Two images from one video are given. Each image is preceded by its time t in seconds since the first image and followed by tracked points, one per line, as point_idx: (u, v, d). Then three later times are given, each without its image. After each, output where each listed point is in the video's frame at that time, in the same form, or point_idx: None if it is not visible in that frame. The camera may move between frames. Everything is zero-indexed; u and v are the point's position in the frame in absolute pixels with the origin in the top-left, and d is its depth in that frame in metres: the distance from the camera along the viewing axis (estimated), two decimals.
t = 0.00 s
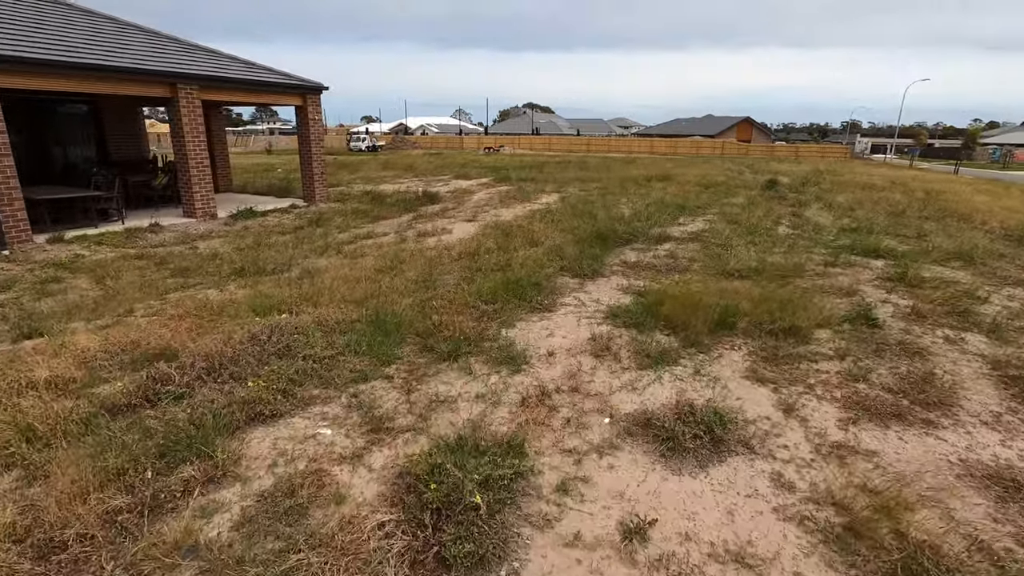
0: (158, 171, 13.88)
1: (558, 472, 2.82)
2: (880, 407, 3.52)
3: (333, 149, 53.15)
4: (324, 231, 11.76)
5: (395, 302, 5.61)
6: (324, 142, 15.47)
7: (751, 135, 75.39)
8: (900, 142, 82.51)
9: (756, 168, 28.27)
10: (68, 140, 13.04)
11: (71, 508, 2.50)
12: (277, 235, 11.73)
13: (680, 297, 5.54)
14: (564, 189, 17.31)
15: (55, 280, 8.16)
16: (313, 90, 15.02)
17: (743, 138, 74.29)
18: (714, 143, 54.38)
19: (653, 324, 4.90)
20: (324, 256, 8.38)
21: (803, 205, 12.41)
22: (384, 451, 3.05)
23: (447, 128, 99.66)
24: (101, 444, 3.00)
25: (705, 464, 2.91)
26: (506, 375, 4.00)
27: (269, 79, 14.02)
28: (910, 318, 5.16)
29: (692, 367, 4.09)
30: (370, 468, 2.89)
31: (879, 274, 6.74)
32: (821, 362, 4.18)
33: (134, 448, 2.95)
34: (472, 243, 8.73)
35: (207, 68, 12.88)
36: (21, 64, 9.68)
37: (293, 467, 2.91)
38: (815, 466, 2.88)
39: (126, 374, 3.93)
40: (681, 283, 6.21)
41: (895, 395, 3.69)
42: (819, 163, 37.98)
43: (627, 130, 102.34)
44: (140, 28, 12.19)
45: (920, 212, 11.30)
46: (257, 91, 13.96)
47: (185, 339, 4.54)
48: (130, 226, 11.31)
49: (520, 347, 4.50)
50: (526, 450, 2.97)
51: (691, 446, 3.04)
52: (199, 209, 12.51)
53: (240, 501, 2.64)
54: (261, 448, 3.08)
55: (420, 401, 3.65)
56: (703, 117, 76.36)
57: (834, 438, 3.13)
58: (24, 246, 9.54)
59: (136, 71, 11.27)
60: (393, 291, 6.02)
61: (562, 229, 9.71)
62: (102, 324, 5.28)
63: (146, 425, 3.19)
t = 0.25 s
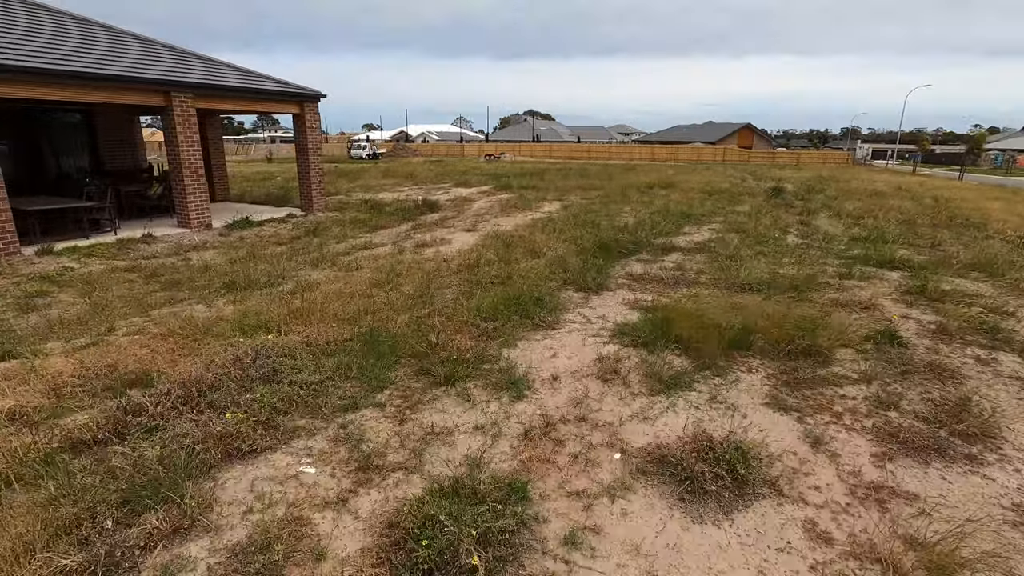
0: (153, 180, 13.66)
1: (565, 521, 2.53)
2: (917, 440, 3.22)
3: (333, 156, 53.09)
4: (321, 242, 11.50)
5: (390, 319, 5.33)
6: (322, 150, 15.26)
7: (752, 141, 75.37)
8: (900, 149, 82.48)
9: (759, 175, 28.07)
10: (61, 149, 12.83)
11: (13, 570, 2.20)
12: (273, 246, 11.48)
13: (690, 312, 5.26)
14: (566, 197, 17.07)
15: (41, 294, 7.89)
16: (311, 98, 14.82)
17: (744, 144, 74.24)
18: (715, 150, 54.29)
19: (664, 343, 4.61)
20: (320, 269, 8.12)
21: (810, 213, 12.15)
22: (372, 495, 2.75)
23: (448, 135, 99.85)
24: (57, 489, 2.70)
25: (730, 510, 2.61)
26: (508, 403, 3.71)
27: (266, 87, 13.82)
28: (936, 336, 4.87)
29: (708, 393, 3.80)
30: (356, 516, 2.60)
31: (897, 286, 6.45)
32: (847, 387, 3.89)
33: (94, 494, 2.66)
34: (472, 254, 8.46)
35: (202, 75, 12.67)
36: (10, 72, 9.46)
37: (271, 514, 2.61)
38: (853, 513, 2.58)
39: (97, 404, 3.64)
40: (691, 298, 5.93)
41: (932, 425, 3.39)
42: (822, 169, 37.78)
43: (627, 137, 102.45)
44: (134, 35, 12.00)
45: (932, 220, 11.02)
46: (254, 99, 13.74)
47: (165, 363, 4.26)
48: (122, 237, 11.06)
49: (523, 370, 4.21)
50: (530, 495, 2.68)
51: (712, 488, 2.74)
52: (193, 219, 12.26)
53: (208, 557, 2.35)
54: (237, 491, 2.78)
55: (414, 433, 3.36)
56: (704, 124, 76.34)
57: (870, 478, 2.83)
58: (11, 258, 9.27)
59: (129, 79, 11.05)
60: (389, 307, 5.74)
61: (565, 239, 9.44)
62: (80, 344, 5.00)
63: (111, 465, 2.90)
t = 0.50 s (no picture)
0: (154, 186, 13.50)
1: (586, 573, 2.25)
2: (969, 473, 2.92)
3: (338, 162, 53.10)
4: (323, 249, 11.29)
5: (392, 333, 5.07)
6: (325, 156, 15.07)
7: (757, 146, 75.10)
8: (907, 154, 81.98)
9: (767, 180, 27.79)
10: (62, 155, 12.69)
11: None
12: (274, 253, 11.27)
13: (708, 326, 4.98)
14: (572, 203, 16.83)
15: (35, 303, 7.69)
16: (315, 103, 14.64)
17: (749, 149, 73.96)
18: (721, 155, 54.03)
19: (683, 361, 4.33)
20: (321, 278, 7.89)
21: (823, 220, 11.85)
22: (370, 538, 2.49)
23: (453, 141, 100.05)
24: (22, 529, 2.45)
25: (770, 558, 2.32)
26: (518, 428, 3.43)
27: (269, 92, 13.65)
28: (972, 353, 4.57)
29: (734, 418, 3.51)
30: (351, 564, 2.33)
31: (923, 298, 6.15)
32: (884, 410, 3.60)
33: (62, 536, 2.40)
34: (477, 263, 8.20)
35: (204, 80, 12.50)
36: (8, 78, 9.30)
37: (258, 561, 2.35)
38: (909, 564, 2.30)
39: (77, 428, 3.40)
40: (707, 311, 5.64)
41: (983, 456, 3.09)
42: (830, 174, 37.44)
43: (632, 143, 102.37)
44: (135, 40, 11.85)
45: (950, 227, 10.70)
46: (257, 104, 13.57)
47: (153, 382, 4.01)
48: (122, 244, 10.88)
49: (533, 390, 3.94)
50: (544, 540, 2.40)
51: (748, 532, 2.46)
52: (194, 225, 12.07)
53: None
54: (220, 532, 2.52)
55: (416, 463, 3.09)
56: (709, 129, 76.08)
57: (923, 520, 2.55)
58: (7, 266, 9.09)
59: (130, 84, 10.89)
60: (390, 320, 5.48)
61: (572, 247, 9.18)
62: (67, 359, 4.77)
63: (84, 501, 2.65)
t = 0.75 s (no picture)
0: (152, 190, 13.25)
1: None
2: None
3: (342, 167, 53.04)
4: (323, 256, 11.00)
5: (390, 348, 4.75)
6: (327, 160, 14.83)
7: (762, 153, 74.80)
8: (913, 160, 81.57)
9: (774, 187, 27.44)
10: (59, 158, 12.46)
11: None
12: (273, 260, 11.00)
13: (729, 342, 4.64)
14: (578, 209, 16.52)
15: (22, 311, 7.41)
16: (317, 106, 14.39)
17: (754, 155, 73.66)
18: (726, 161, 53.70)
19: (704, 382, 3.99)
20: (318, 286, 7.59)
21: (838, 227, 11.50)
22: None
23: (457, 146, 100.12)
24: None
25: None
26: (526, 460, 3.10)
27: (269, 95, 13.39)
28: (1017, 374, 4.22)
29: (766, 449, 3.17)
30: None
31: (954, 312, 5.80)
32: (931, 442, 3.25)
33: None
34: (481, 271, 7.89)
35: (204, 83, 12.26)
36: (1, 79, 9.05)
37: None
38: None
39: (41, 458, 3.08)
40: (727, 326, 5.31)
41: None
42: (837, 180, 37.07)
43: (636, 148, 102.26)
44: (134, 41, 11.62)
45: (971, 236, 10.34)
46: (257, 107, 13.33)
47: (130, 404, 3.70)
48: (117, 250, 10.62)
49: (542, 415, 3.61)
50: None
51: None
52: (192, 231, 11.80)
53: None
54: None
55: (413, 502, 2.76)
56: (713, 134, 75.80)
57: None
58: None
59: (127, 86, 10.64)
60: (388, 333, 5.17)
61: (580, 256, 8.86)
62: (43, 374, 4.46)
63: (34, 549, 2.33)
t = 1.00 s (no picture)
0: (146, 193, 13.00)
1: None
2: None
3: (342, 170, 52.90)
4: (319, 263, 10.74)
5: (382, 367, 4.47)
6: (325, 165, 14.59)
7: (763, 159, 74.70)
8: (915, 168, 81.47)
9: (777, 194, 27.21)
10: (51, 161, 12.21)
11: None
12: (268, 266, 10.74)
13: (743, 363, 4.36)
14: (580, 215, 16.27)
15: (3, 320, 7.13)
16: (315, 109, 14.16)
17: (756, 162, 73.55)
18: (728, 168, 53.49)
19: (718, 409, 3.71)
20: (311, 297, 7.31)
21: (845, 237, 11.25)
22: None
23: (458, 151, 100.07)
24: None
25: None
26: (526, 501, 2.82)
27: (267, 98, 13.15)
28: None
29: (790, 489, 2.88)
30: None
31: (976, 330, 5.53)
32: (970, 481, 2.97)
33: None
34: (480, 282, 7.63)
35: (200, 85, 12.02)
36: None
37: None
38: None
39: None
40: (739, 344, 5.03)
41: None
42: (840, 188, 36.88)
43: (637, 154, 102.18)
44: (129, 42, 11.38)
45: (983, 247, 10.08)
46: (255, 111, 13.09)
47: (98, 430, 3.42)
48: (108, 255, 10.36)
49: (544, 446, 3.33)
50: None
51: None
52: (185, 236, 11.54)
53: None
54: None
55: (401, 552, 2.48)
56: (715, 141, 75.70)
57: None
58: None
59: (121, 88, 10.39)
60: (381, 350, 4.89)
61: (582, 266, 8.60)
62: (12, 394, 4.18)
63: None
